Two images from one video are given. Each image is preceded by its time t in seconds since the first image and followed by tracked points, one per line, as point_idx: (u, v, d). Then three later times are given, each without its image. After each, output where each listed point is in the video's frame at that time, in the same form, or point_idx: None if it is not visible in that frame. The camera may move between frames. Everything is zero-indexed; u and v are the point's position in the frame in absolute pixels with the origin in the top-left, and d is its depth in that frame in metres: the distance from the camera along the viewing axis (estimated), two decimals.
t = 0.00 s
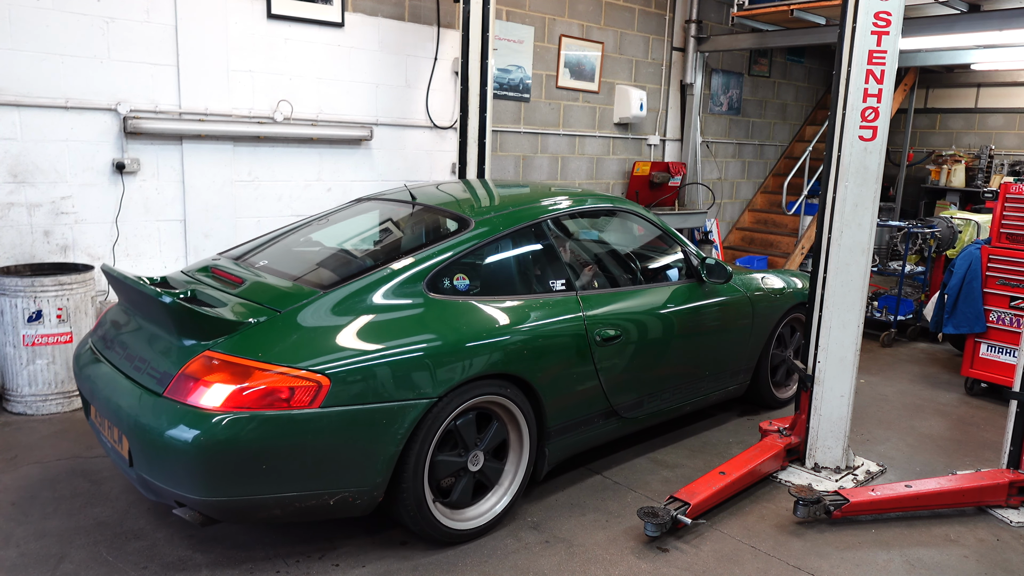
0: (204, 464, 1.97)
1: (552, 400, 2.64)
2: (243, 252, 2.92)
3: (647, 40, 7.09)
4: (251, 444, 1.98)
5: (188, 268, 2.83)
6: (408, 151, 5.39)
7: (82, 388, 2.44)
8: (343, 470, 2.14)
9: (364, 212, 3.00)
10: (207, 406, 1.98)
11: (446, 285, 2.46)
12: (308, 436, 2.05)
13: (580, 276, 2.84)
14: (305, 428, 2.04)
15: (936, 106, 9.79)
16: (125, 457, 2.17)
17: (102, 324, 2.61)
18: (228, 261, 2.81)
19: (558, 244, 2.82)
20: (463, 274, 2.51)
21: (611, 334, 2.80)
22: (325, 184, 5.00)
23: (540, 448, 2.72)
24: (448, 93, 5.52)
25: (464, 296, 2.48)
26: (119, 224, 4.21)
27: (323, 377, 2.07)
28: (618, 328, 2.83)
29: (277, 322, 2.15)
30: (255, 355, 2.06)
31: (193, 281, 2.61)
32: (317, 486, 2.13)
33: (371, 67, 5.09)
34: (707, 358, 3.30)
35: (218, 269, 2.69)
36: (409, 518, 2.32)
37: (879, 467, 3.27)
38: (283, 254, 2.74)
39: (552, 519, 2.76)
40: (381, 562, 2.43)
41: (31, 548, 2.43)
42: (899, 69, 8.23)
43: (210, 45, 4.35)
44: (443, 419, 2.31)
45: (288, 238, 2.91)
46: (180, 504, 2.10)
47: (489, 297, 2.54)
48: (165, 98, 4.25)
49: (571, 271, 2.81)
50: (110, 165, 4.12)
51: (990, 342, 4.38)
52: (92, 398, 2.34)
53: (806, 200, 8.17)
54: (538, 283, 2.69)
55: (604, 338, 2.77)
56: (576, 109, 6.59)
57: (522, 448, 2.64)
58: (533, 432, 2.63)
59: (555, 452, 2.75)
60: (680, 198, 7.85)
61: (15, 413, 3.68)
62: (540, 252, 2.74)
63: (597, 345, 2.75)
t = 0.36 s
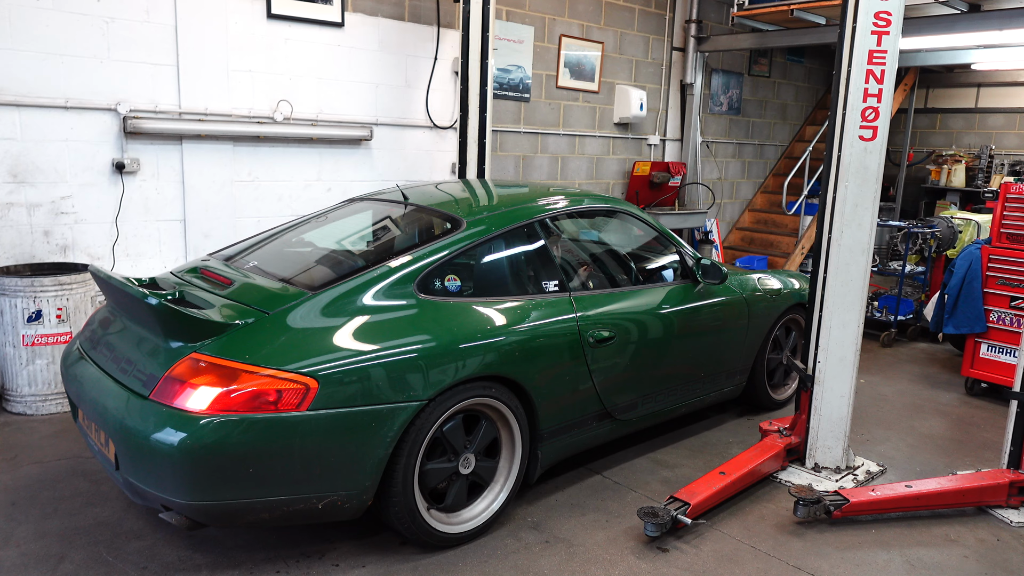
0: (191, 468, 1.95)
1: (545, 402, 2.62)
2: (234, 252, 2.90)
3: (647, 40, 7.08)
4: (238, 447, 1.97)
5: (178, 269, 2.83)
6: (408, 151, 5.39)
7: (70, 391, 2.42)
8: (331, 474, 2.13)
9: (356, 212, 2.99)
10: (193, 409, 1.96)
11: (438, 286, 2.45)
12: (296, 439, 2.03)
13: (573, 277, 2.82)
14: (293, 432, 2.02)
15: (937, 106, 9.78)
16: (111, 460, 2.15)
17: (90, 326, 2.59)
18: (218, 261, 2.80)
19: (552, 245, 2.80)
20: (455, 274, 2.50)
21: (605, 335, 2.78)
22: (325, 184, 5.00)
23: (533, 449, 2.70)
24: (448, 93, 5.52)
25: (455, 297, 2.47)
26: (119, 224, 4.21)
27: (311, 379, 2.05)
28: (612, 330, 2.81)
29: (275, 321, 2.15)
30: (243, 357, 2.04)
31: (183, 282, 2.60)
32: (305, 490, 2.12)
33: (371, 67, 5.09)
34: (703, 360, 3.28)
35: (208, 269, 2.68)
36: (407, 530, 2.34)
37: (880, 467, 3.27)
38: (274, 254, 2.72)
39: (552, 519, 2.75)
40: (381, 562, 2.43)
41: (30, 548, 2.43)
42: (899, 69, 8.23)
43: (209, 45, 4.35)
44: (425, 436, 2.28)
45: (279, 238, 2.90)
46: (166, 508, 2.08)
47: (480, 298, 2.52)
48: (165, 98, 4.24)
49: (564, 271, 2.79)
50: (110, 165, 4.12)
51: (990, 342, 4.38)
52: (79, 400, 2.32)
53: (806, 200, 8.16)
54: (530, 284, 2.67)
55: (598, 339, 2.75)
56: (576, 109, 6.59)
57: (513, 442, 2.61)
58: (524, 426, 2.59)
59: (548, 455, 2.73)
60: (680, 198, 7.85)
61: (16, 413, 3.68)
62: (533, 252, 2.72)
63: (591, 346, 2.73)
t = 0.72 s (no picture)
0: (181, 471, 1.94)
1: (539, 404, 2.61)
2: (228, 253, 2.90)
3: (647, 40, 7.08)
4: (229, 450, 1.95)
5: (171, 270, 2.83)
6: (408, 151, 5.39)
7: (61, 393, 2.41)
8: (322, 476, 2.12)
9: (351, 212, 2.99)
10: (183, 411, 1.95)
11: (432, 287, 2.44)
12: (287, 441, 2.02)
13: (569, 277, 2.81)
14: (284, 434, 2.01)
15: (936, 106, 9.78)
16: (102, 462, 2.14)
17: (81, 327, 2.58)
18: (212, 262, 2.80)
19: (548, 245, 2.80)
20: (449, 275, 2.50)
21: (601, 336, 2.77)
22: (325, 184, 5.00)
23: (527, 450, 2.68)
24: (448, 93, 5.52)
25: (449, 297, 2.46)
26: (119, 224, 4.21)
27: (302, 380, 2.04)
28: (607, 331, 2.79)
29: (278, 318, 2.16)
30: (234, 359, 2.03)
31: (175, 283, 2.60)
32: (296, 493, 2.10)
33: (371, 67, 5.09)
34: (700, 360, 3.27)
35: (201, 270, 2.68)
36: (408, 538, 2.36)
37: (879, 467, 3.27)
38: (269, 254, 2.72)
39: (552, 519, 2.76)
40: (380, 562, 2.43)
41: (30, 548, 2.43)
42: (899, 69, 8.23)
43: (209, 45, 4.35)
44: (413, 448, 2.27)
45: (273, 239, 2.89)
46: (156, 511, 2.06)
47: (474, 298, 2.52)
48: (165, 98, 4.25)
49: (559, 272, 2.79)
50: (110, 165, 4.12)
51: (989, 342, 4.38)
52: (70, 402, 2.31)
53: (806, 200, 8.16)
54: (525, 284, 2.66)
55: (593, 340, 2.74)
56: (576, 109, 6.59)
57: (507, 438, 2.58)
58: (516, 423, 2.57)
59: (543, 456, 2.72)
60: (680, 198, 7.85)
61: (16, 413, 3.68)
62: (528, 252, 2.71)
63: (586, 347, 2.72)
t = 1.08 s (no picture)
0: (170, 474, 1.93)
1: (533, 407, 2.60)
2: (219, 254, 2.88)
3: (647, 40, 7.08)
4: (218, 452, 1.94)
5: (163, 270, 2.82)
6: (408, 151, 5.38)
7: (51, 395, 2.40)
8: (312, 479, 2.11)
9: (344, 213, 2.98)
10: (172, 413, 1.94)
11: (425, 288, 2.43)
12: (277, 444, 2.01)
13: (564, 278, 2.80)
14: (274, 436, 2.00)
15: (937, 106, 9.78)
16: (92, 464, 2.13)
17: (72, 328, 2.57)
18: (204, 263, 2.79)
19: (543, 246, 2.79)
20: (442, 275, 2.49)
21: (596, 337, 2.75)
22: (324, 184, 5.00)
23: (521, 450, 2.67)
24: (448, 93, 5.52)
25: (443, 298, 2.45)
26: (119, 224, 4.21)
27: (292, 382, 2.03)
28: (602, 332, 2.78)
29: (274, 319, 2.15)
30: (223, 360, 2.02)
31: (168, 284, 2.59)
32: (287, 495, 2.09)
33: (371, 67, 5.09)
34: (697, 362, 3.26)
35: (193, 271, 2.68)
36: (407, 545, 2.38)
37: (880, 467, 3.27)
38: (261, 255, 2.71)
39: (552, 519, 2.76)
40: (380, 562, 2.43)
41: (30, 548, 2.42)
42: (899, 69, 8.23)
43: (209, 46, 4.35)
44: (401, 461, 2.26)
45: (266, 239, 2.89)
46: (146, 513, 2.05)
47: (468, 299, 2.51)
48: (165, 98, 4.24)
49: (555, 272, 2.78)
50: (110, 165, 4.12)
51: (990, 342, 4.38)
52: (60, 404, 2.30)
53: (806, 200, 8.16)
54: (519, 285, 2.66)
55: (588, 341, 2.72)
56: (576, 109, 6.59)
57: (499, 433, 2.56)
58: (508, 421, 2.54)
59: (538, 458, 2.71)
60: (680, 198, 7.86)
61: (16, 413, 3.68)
62: (523, 253, 2.71)
63: (581, 348, 2.70)
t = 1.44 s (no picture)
0: (145, 480, 1.89)
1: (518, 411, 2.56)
2: (202, 256, 2.86)
3: (647, 40, 7.08)
4: (193, 458, 1.91)
5: (144, 272, 2.78)
6: (408, 151, 5.38)
7: (27, 400, 2.35)
8: (290, 485, 2.07)
9: (329, 214, 2.96)
10: (147, 418, 1.90)
11: (409, 290, 2.40)
12: (253, 450, 1.97)
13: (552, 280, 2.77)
14: (251, 442, 1.97)
15: (937, 106, 9.78)
16: (67, 471, 2.09)
17: (51, 331, 2.53)
18: (185, 266, 2.75)
19: (533, 246, 2.77)
20: (426, 277, 2.45)
21: (584, 340, 2.71)
22: (325, 184, 5.00)
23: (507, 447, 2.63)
24: (448, 93, 5.52)
25: (427, 300, 2.42)
26: (119, 224, 4.21)
27: (269, 387, 2.00)
28: (592, 335, 2.74)
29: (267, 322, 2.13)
30: (200, 364, 1.98)
31: (148, 286, 2.56)
32: (264, 502, 2.05)
33: (371, 68, 5.09)
34: (689, 364, 3.22)
35: (173, 273, 2.64)
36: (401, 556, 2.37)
37: (880, 467, 3.27)
38: (243, 257, 2.69)
39: (552, 519, 2.76)
40: (381, 562, 2.43)
41: (30, 548, 2.42)
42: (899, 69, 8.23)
43: (209, 46, 4.35)
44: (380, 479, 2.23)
45: (248, 241, 2.86)
46: (121, 522, 2.01)
47: (452, 300, 2.48)
48: (165, 98, 4.24)
49: (542, 275, 2.75)
50: (110, 165, 4.12)
51: (990, 342, 4.38)
52: (37, 409, 2.26)
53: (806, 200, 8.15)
54: (506, 286, 2.63)
55: (576, 344, 2.69)
56: (576, 109, 6.59)
57: (481, 432, 2.50)
58: (487, 413, 2.48)
59: (524, 463, 2.67)
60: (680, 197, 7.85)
61: (16, 413, 3.68)
62: (512, 254, 2.68)
63: (568, 350, 2.66)
